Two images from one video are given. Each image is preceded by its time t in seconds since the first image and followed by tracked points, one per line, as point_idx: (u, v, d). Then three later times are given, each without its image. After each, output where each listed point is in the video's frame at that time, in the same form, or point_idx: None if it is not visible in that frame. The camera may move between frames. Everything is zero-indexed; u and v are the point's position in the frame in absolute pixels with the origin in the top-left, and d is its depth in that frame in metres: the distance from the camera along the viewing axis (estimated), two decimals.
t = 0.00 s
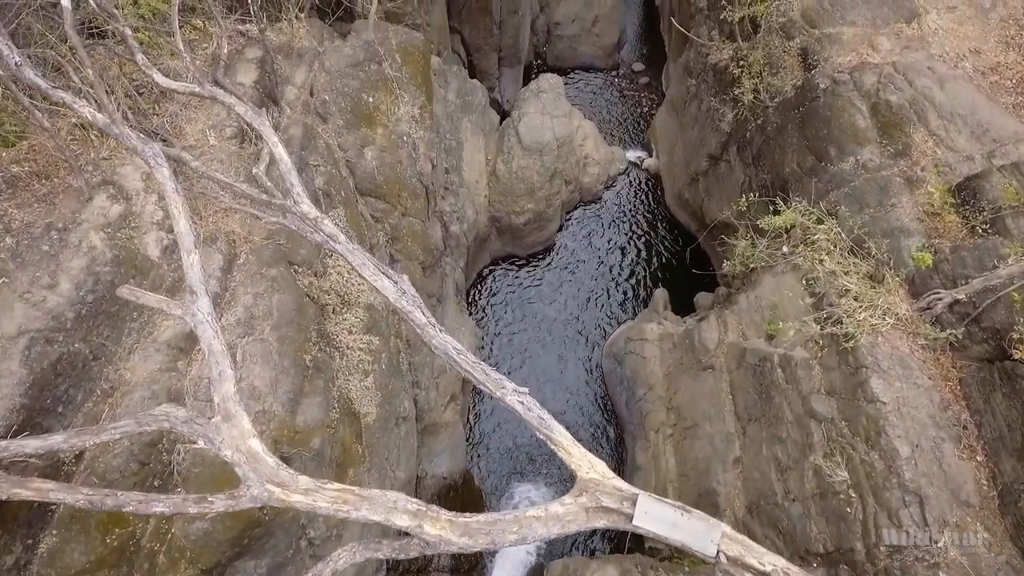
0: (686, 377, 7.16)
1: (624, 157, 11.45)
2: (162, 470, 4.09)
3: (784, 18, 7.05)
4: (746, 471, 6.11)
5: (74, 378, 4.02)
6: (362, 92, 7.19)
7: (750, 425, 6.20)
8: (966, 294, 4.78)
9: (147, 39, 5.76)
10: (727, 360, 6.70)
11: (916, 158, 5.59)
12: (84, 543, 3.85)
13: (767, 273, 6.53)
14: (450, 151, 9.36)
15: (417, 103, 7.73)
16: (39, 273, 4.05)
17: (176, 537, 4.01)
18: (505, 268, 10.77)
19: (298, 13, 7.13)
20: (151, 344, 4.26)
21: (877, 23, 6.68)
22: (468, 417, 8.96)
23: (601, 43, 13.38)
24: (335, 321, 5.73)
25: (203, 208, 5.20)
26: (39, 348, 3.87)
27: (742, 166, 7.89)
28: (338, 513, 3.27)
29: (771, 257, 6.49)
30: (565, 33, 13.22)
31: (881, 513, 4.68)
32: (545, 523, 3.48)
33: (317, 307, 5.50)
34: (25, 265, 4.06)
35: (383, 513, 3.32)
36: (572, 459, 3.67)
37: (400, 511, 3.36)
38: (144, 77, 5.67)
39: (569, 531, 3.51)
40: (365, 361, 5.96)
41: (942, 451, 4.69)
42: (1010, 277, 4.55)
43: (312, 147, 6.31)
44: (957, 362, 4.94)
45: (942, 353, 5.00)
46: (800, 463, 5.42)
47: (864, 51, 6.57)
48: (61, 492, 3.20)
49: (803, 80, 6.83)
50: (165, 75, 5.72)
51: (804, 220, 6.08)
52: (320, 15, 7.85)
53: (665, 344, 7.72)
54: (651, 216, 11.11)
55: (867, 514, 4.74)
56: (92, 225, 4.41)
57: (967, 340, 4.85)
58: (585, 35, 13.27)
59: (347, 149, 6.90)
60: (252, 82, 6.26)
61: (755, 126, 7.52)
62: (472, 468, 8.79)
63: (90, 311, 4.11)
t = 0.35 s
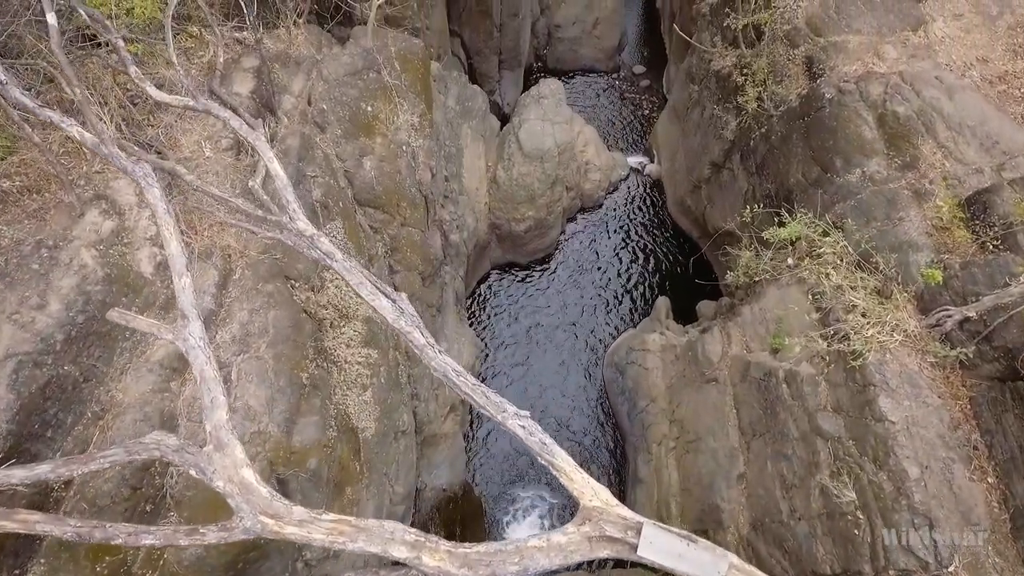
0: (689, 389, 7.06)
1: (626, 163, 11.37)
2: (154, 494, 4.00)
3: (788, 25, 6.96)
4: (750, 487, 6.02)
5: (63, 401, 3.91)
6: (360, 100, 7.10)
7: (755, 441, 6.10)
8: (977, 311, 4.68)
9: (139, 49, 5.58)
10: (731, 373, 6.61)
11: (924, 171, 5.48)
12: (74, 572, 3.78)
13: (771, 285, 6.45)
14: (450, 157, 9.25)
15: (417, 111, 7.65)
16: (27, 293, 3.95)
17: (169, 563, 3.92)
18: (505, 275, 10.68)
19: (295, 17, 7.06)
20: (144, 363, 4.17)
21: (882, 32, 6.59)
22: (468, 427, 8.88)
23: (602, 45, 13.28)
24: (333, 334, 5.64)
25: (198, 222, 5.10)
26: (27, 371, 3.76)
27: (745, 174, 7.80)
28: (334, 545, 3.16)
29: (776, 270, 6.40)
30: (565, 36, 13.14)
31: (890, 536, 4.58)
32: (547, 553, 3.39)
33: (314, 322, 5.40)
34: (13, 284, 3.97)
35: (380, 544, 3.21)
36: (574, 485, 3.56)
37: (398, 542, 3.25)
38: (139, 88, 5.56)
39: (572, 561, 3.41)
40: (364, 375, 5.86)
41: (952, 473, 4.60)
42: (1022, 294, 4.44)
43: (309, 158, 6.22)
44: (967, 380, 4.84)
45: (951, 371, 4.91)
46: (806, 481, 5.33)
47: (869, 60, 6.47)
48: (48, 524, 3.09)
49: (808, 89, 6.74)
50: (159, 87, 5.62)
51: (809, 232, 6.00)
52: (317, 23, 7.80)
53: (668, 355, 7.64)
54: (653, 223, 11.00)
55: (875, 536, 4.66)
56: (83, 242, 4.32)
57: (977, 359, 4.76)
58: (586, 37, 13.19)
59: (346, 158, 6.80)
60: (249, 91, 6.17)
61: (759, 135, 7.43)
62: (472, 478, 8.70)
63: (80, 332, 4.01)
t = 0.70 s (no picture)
0: (691, 402, 6.96)
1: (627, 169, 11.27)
2: (145, 521, 3.91)
3: (793, 34, 6.90)
4: (754, 505, 5.92)
5: (50, 427, 3.78)
6: (360, 107, 7.02)
7: (759, 457, 5.98)
8: (989, 330, 4.60)
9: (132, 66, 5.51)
10: (735, 388, 6.49)
11: (933, 184, 5.40)
12: None
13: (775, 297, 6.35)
14: (450, 163, 9.11)
15: (416, 120, 7.57)
16: (14, 315, 3.84)
17: None
18: (505, 282, 10.56)
19: (292, 23, 6.96)
20: (135, 386, 4.08)
21: (888, 41, 6.52)
22: (468, 437, 8.78)
23: (602, 49, 13.19)
24: (330, 349, 5.54)
25: (192, 237, 5.00)
26: (14, 398, 3.63)
27: (748, 183, 7.70)
28: None
29: (780, 282, 6.30)
30: (565, 38, 13.11)
31: (899, 561, 4.48)
32: None
33: (310, 339, 5.29)
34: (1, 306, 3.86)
35: None
36: (577, 514, 3.45)
37: None
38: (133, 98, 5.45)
39: None
40: (361, 390, 5.76)
41: (963, 496, 4.49)
42: None
43: (306, 169, 6.12)
44: (978, 400, 4.77)
45: (961, 390, 4.82)
46: (812, 501, 5.22)
47: (876, 69, 6.36)
48: (33, 560, 2.97)
49: (813, 98, 6.63)
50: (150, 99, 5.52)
51: (815, 245, 5.92)
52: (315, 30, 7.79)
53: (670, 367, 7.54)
54: (655, 230, 10.91)
55: (884, 560, 4.56)
56: (73, 260, 4.21)
57: (989, 379, 4.66)
58: (586, 40, 13.13)
59: (344, 169, 6.68)
60: (245, 101, 6.07)
61: (762, 144, 7.33)
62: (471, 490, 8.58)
63: (70, 355, 3.90)
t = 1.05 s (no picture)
0: (693, 416, 6.83)
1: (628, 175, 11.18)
2: (136, 550, 3.81)
3: (798, 42, 6.82)
4: (759, 523, 5.82)
5: (38, 455, 3.68)
6: (359, 115, 6.93)
7: (764, 474, 5.88)
8: (1000, 350, 4.51)
9: (125, 78, 5.40)
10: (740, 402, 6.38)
11: (942, 199, 5.34)
12: None
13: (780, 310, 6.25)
14: (450, 171, 9.01)
15: (416, 129, 7.47)
16: (3, 338, 3.72)
17: None
18: (506, 290, 10.46)
19: (290, 31, 6.86)
20: (128, 409, 3.99)
21: (894, 50, 6.43)
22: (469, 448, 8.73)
23: (603, 52, 13.09)
24: (328, 365, 5.44)
25: (187, 253, 4.91)
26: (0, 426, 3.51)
27: (751, 192, 7.59)
28: None
29: (785, 296, 6.19)
30: (565, 41, 13.03)
31: None
32: None
33: (306, 357, 5.20)
34: None
35: None
36: (580, 545, 3.33)
37: None
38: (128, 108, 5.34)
39: None
40: (360, 406, 5.65)
41: (975, 520, 4.40)
42: None
43: (303, 181, 6.02)
44: (989, 421, 4.65)
45: (972, 412, 4.74)
46: (820, 522, 5.13)
47: (884, 79, 6.26)
48: None
49: (819, 109, 6.50)
50: (143, 112, 5.41)
51: (820, 259, 5.82)
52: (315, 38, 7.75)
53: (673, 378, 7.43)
54: (657, 237, 10.81)
55: None
56: (64, 281, 4.12)
57: (1001, 401, 4.58)
58: (587, 42, 13.04)
59: (342, 180, 6.59)
60: (241, 113, 5.98)
61: (766, 154, 7.22)
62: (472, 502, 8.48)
63: (61, 380, 3.80)
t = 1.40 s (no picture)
0: (695, 429, 6.70)
1: (629, 181, 11.10)
2: None
3: (802, 51, 6.74)
4: (763, 540, 5.73)
5: (28, 482, 3.58)
6: (358, 123, 6.86)
7: (768, 490, 5.78)
8: (1012, 370, 4.43)
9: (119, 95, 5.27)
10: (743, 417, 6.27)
11: (951, 212, 5.30)
12: None
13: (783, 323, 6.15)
14: (450, 178, 8.92)
15: (416, 138, 7.38)
16: None
17: None
18: (506, 296, 10.36)
19: (290, 38, 6.74)
20: (120, 432, 3.92)
21: (900, 60, 6.36)
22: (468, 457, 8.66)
23: (604, 54, 13.01)
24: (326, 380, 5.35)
25: (181, 269, 4.81)
26: None
27: (754, 200, 7.48)
28: None
29: (790, 309, 6.09)
30: (565, 44, 12.94)
31: None
32: None
33: (304, 373, 5.11)
34: None
35: None
36: None
37: None
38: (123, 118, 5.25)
39: None
40: (358, 421, 5.53)
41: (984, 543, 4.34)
42: None
43: (301, 193, 5.93)
44: (999, 441, 4.57)
45: (981, 431, 4.67)
46: (825, 542, 5.05)
47: (890, 90, 6.17)
48: None
49: (824, 119, 6.41)
50: (138, 125, 5.32)
51: (826, 273, 5.75)
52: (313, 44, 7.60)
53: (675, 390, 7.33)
54: (658, 243, 10.73)
55: None
56: (55, 300, 4.03)
57: (1012, 421, 4.50)
58: (587, 45, 12.96)
59: (340, 191, 6.50)
60: (237, 124, 5.90)
61: (769, 163, 7.11)
62: (472, 511, 8.39)
63: (51, 404, 3.70)
